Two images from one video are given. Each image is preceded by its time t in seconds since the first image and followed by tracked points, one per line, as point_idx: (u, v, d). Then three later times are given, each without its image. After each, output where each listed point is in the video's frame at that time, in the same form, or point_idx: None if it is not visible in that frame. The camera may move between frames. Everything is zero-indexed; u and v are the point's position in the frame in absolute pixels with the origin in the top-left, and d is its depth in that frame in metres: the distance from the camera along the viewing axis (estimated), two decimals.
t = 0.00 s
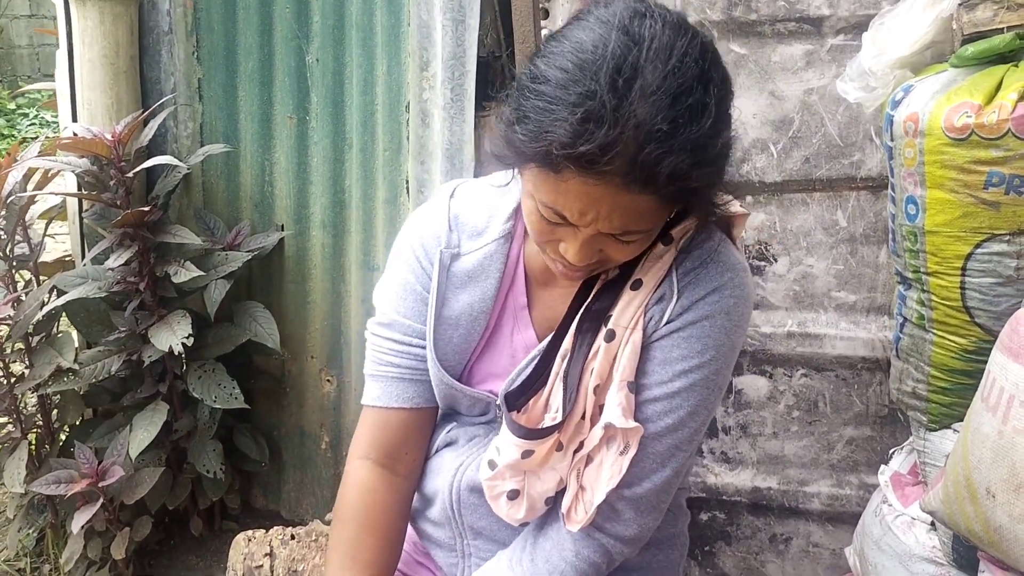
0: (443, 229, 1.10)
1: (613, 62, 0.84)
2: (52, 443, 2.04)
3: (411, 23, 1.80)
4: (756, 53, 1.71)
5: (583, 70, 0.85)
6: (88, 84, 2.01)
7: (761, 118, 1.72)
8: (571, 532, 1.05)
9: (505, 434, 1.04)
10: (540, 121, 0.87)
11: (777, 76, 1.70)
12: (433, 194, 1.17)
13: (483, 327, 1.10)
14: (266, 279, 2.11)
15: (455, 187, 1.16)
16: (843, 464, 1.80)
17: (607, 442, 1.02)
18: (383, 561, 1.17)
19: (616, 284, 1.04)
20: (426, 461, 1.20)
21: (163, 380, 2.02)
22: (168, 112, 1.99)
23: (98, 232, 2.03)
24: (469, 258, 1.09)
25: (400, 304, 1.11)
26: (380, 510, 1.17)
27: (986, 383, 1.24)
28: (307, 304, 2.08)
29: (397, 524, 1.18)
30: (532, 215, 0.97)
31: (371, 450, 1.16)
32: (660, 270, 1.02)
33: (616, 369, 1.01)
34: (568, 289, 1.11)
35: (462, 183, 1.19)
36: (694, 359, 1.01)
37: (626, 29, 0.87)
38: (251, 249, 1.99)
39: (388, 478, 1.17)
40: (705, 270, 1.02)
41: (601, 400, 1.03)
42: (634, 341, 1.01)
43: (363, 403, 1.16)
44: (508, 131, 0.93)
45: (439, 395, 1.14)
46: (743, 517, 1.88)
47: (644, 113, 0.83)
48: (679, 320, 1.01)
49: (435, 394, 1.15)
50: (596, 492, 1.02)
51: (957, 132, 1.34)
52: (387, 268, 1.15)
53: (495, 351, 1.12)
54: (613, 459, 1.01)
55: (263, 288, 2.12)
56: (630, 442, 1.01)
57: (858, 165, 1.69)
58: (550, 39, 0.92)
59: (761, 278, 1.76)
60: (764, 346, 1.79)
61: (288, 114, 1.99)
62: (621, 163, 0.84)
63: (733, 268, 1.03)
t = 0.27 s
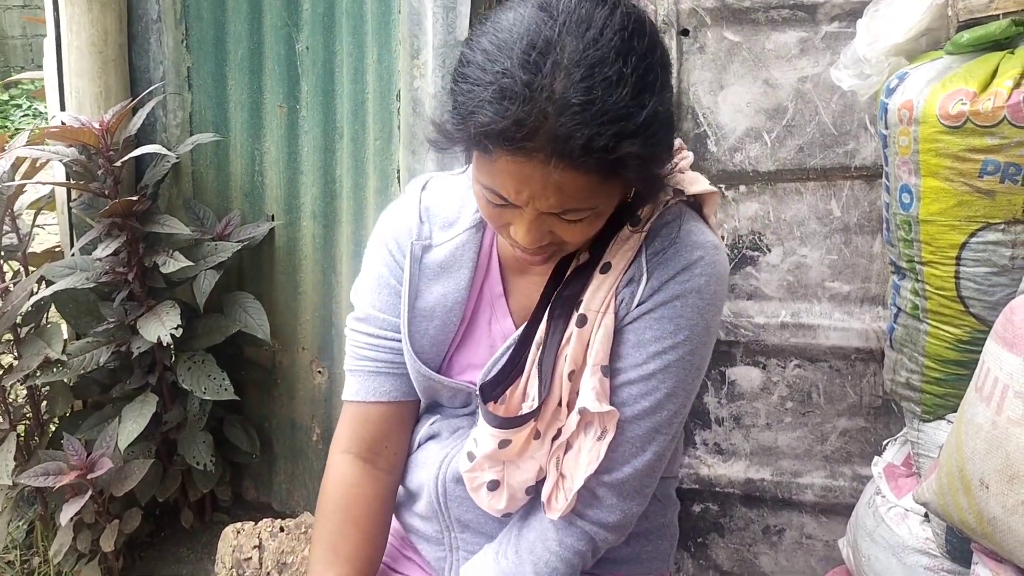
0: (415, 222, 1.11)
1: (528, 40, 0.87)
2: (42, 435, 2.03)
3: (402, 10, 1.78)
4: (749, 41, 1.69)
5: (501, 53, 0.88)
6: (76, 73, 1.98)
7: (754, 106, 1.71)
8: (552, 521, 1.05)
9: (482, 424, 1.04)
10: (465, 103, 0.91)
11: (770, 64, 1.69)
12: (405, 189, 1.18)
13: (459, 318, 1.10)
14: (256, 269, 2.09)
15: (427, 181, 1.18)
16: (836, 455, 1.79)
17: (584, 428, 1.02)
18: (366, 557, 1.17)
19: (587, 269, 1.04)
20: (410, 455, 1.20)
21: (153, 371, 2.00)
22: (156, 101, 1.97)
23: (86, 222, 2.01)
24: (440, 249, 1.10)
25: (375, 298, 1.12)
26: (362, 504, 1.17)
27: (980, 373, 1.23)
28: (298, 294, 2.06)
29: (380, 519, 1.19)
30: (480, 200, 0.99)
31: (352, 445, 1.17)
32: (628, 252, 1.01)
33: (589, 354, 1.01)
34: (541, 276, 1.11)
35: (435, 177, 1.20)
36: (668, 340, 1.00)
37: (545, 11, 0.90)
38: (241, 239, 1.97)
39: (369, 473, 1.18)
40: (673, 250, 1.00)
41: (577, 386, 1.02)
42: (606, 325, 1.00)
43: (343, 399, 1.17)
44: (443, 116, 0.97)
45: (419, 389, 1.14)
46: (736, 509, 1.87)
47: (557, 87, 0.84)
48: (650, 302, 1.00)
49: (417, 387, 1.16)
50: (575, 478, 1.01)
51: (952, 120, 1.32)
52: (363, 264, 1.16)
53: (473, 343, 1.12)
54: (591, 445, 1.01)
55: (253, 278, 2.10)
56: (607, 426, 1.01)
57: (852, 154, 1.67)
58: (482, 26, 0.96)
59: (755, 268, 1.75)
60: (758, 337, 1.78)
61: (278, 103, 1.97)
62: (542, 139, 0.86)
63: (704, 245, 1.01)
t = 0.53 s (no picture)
0: (396, 219, 1.11)
1: (483, 32, 0.86)
2: (31, 433, 2.02)
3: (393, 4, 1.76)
4: (744, 36, 1.67)
5: (458, 45, 0.88)
6: (64, 67, 1.96)
7: (749, 102, 1.69)
8: (539, 519, 1.03)
9: (466, 423, 1.03)
10: (425, 98, 0.91)
11: (765, 59, 1.67)
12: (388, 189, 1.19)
13: (442, 316, 1.09)
14: (248, 266, 2.07)
15: (409, 181, 1.18)
16: (831, 454, 1.77)
17: (569, 424, 1.00)
18: (350, 559, 1.16)
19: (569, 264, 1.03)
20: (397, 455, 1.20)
21: (142, 369, 1.99)
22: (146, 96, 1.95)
23: (76, 218, 1.99)
24: (422, 247, 1.09)
25: (358, 298, 1.12)
26: (347, 506, 1.17)
27: (976, 371, 1.21)
28: (289, 290, 2.04)
29: (365, 521, 1.18)
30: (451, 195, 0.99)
31: (337, 445, 1.17)
32: (610, 245, 1.00)
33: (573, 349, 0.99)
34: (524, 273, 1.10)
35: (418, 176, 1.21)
36: (652, 334, 0.98)
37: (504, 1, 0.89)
38: (232, 235, 1.96)
39: (354, 473, 1.17)
40: (654, 243, 0.99)
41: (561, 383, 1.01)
42: (589, 320, 0.99)
43: (328, 400, 1.17)
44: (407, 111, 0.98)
45: (405, 388, 1.14)
46: (730, 508, 1.86)
47: (512, 80, 0.84)
48: (633, 295, 0.99)
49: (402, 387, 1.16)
50: (561, 475, 1.00)
51: (948, 115, 1.31)
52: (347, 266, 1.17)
53: (459, 341, 1.12)
54: (576, 441, 0.99)
55: (245, 275, 2.08)
56: (592, 422, 0.99)
57: (847, 150, 1.65)
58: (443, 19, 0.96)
59: (749, 265, 1.73)
60: (752, 335, 1.76)
61: (269, 99, 1.95)
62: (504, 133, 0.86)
63: (686, 236, 0.99)
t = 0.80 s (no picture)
0: (392, 227, 1.09)
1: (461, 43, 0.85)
2: (26, 438, 2.00)
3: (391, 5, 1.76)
4: (747, 38, 1.65)
5: (436, 57, 0.86)
6: (60, 69, 1.94)
7: (752, 105, 1.66)
8: (537, 535, 1.01)
9: (463, 435, 1.01)
10: (407, 110, 0.90)
11: (768, 62, 1.64)
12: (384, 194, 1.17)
13: (439, 326, 1.07)
14: (246, 270, 2.05)
15: (405, 187, 1.16)
16: (835, 463, 1.75)
17: (568, 437, 0.98)
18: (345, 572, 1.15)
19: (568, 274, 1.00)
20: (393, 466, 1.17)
21: (139, 374, 1.97)
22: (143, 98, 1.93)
23: (72, 222, 1.97)
24: (418, 254, 1.07)
25: (353, 306, 1.10)
26: (342, 520, 1.15)
27: (984, 383, 1.19)
28: (287, 294, 2.02)
29: (359, 534, 1.16)
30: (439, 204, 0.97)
31: (330, 458, 1.15)
32: (610, 253, 0.98)
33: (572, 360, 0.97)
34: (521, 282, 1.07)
35: (414, 182, 1.18)
36: (653, 345, 0.96)
37: (481, 9, 0.87)
38: (230, 239, 1.94)
39: (348, 487, 1.15)
40: (654, 251, 0.96)
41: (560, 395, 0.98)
42: (588, 331, 0.96)
43: (322, 410, 1.15)
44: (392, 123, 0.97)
45: (400, 398, 1.12)
46: (733, 517, 1.83)
47: (488, 92, 0.82)
48: (633, 305, 0.96)
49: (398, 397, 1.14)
50: (559, 490, 0.97)
51: (955, 120, 1.28)
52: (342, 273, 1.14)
53: (456, 352, 1.09)
54: (575, 454, 0.97)
55: (243, 279, 2.06)
56: (592, 435, 0.96)
57: (852, 154, 1.63)
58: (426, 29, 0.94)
59: (752, 271, 1.71)
60: (755, 342, 1.74)
61: (266, 101, 1.93)
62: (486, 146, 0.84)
63: (688, 244, 0.97)
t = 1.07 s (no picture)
0: (408, 233, 1.07)
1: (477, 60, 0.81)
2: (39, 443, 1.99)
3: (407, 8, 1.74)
4: (769, 40, 1.62)
5: (451, 72, 0.84)
6: (74, 72, 1.93)
7: (773, 109, 1.63)
8: (555, 551, 0.99)
9: (480, 448, 0.99)
10: (422, 126, 0.87)
11: (790, 64, 1.61)
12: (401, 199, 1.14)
13: (456, 335, 1.05)
14: (259, 274, 2.04)
15: (422, 192, 1.14)
16: (858, 472, 1.72)
17: (589, 451, 0.96)
18: None
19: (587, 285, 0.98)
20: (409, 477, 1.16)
21: (152, 378, 1.95)
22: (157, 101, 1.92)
23: (85, 226, 1.97)
24: (435, 262, 1.05)
25: (368, 314, 1.08)
26: (356, 531, 1.12)
27: (1015, 395, 1.17)
28: (300, 298, 2.01)
29: (374, 546, 1.14)
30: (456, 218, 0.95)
31: (345, 468, 1.13)
32: (632, 262, 0.95)
33: (592, 373, 0.95)
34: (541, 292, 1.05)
35: (430, 187, 1.16)
36: (677, 357, 0.94)
37: (496, 21, 0.83)
38: (243, 243, 1.92)
39: (363, 497, 1.13)
40: (677, 262, 0.94)
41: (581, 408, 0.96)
42: (609, 343, 0.94)
43: (336, 419, 1.12)
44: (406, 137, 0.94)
45: (416, 408, 1.09)
46: (753, 526, 1.81)
47: (504, 112, 0.79)
48: (656, 317, 0.94)
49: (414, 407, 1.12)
50: (579, 505, 0.95)
51: (984, 124, 1.25)
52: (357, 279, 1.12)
53: (473, 361, 1.08)
54: (595, 469, 0.95)
55: (256, 283, 2.05)
56: (613, 449, 0.95)
57: (876, 158, 1.60)
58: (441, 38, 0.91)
59: (773, 277, 1.68)
60: (776, 349, 1.71)
61: (280, 104, 1.92)
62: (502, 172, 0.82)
63: (713, 255, 0.94)
